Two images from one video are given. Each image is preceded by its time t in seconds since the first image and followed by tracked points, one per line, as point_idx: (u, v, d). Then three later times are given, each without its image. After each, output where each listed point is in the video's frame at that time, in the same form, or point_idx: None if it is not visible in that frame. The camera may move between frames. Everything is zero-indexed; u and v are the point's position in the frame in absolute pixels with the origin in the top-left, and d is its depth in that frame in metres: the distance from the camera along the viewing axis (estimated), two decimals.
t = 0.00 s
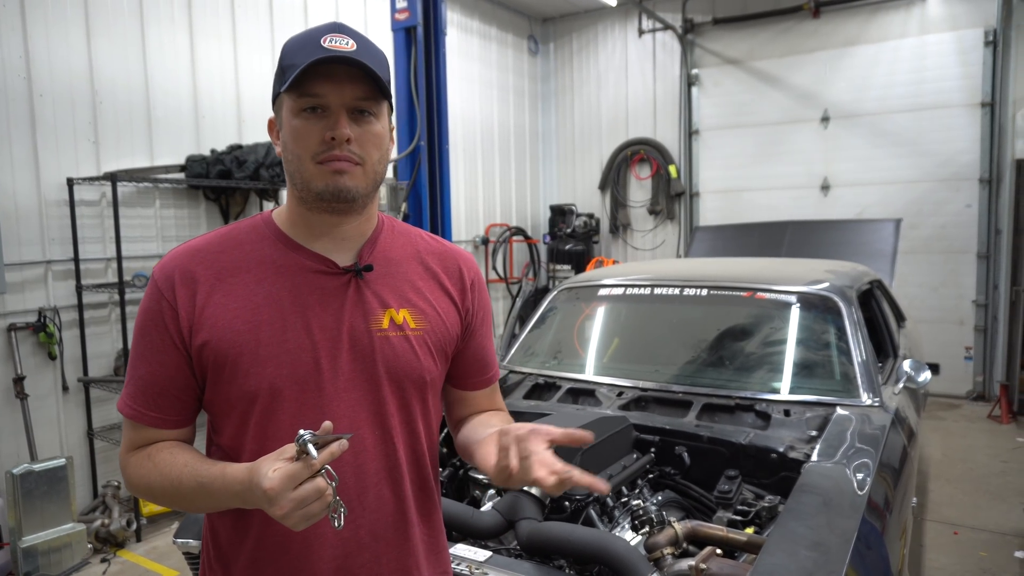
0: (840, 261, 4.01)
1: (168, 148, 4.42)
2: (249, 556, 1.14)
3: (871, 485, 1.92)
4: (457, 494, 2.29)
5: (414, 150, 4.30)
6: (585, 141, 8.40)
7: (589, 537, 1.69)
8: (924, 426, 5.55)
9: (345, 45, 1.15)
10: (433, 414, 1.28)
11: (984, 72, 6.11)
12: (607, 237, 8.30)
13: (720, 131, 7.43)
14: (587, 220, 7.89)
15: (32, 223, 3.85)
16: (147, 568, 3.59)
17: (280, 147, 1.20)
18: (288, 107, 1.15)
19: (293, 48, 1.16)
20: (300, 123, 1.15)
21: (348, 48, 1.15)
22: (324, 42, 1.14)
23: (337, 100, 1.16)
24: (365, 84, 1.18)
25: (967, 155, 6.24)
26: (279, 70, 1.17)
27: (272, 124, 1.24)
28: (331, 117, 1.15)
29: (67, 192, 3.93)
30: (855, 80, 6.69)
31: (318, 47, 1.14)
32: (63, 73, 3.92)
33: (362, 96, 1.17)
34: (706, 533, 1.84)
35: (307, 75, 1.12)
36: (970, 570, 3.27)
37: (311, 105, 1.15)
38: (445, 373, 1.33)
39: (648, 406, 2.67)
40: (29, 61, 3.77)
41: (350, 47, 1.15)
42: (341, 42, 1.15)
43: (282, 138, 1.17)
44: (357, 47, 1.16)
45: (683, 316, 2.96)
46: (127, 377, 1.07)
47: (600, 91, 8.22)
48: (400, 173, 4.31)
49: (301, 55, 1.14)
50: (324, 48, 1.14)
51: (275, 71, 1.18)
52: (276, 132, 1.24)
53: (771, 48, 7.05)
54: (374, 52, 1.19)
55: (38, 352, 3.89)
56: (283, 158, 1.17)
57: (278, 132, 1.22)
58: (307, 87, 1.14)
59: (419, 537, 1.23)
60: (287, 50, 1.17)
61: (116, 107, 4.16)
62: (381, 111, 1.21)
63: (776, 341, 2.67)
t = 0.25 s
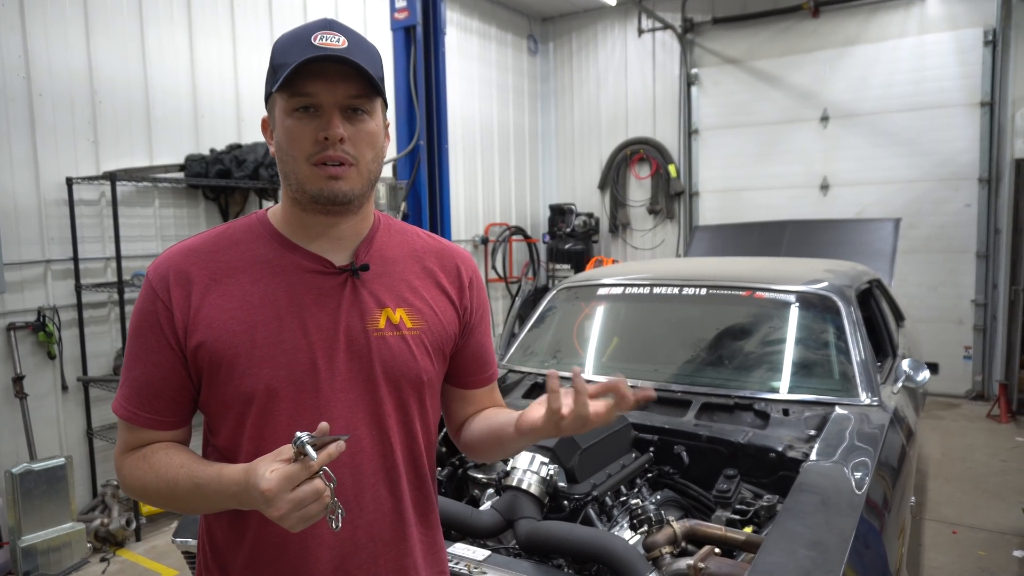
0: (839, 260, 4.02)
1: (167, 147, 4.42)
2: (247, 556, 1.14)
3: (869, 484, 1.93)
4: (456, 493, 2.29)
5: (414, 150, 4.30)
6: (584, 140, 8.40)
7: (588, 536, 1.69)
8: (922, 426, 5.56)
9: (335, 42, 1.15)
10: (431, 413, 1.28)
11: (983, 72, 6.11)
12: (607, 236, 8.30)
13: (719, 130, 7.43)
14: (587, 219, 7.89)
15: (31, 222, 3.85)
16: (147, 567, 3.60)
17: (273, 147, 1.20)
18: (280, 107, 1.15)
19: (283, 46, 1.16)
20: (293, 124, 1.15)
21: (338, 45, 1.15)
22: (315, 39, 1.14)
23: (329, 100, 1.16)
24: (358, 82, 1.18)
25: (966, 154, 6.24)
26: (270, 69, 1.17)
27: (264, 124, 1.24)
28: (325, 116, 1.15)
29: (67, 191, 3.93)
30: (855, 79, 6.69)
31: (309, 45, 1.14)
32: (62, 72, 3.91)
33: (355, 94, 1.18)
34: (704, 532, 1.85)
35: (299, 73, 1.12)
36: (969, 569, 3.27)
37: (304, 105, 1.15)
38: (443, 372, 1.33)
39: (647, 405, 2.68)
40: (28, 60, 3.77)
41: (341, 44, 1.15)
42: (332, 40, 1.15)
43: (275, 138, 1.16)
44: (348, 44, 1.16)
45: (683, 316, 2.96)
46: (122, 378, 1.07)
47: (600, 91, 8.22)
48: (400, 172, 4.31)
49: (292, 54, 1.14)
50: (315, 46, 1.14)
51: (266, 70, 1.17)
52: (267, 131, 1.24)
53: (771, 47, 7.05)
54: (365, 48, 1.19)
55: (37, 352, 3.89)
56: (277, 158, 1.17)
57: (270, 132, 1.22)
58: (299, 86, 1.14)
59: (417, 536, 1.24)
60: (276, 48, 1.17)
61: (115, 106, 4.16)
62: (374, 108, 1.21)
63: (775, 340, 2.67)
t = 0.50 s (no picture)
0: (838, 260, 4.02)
1: (167, 147, 4.42)
2: (246, 559, 1.14)
3: (868, 483, 1.93)
4: (455, 493, 2.29)
5: (414, 149, 4.30)
6: (584, 139, 8.40)
7: (586, 535, 1.70)
8: (921, 425, 5.56)
9: (339, 42, 1.15)
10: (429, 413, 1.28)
11: (982, 71, 6.11)
12: (606, 235, 8.30)
13: (719, 130, 7.43)
14: (586, 219, 7.89)
15: (30, 222, 3.85)
16: (146, 566, 3.60)
17: (273, 146, 1.20)
18: (282, 107, 1.15)
19: (284, 45, 1.15)
20: (296, 124, 1.14)
21: (342, 45, 1.15)
22: (318, 39, 1.14)
23: (332, 100, 1.16)
24: (360, 82, 1.18)
25: (965, 153, 6.24)
26: (270, 68, 1.16)
27: (262, 123, 1.24)
28: (328, 116, 1.15)
29: (66, 191, 3.93)
30: (854, 79, 6.70)
31: (312, 45, 1.14)
32: (62, 72, 3.92)
33: (358, 95, 1.18)
34: (702, 531, 1.85)
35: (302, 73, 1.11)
36: (967, 569, 3.27)
37: (307, 105, 1.15)
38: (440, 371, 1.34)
39: (645, 404, 2.68)
40: (27, 60, 3.77)
41: (345, 44, 1.15)
42: (335, 39, 1.14)
43: (276, 138, 1.16)
44: (351, 44, 1.16)
45: (682, 315, 2.96)
46: (118, 380, 1.06)
47: (599, 90, 8.22)
48: (399, 172, 4.31)
49: (294, 53, 1.14)
50: (319, 46, 1.13)
51: (266, 69, 1.17)
52: (266, 130, 1.23)
53: (770, 47, 7.05)
54: (367, 48, 1.19)
55: (37, 351, 3.89)
56: (279, 158, 1.17)
57: (269, 131, 1.22)
58: (301, 86, 1.14)
59: (416, 536, 1.24)
60: (276, 47, 1.16)
61: (114, 106, 4.16)
62: (376, 108, 1.21)
63: (774, 340, 2.68)
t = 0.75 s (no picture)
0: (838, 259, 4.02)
1: (166, 146, 4.42)
2: (244, 558, 1.14)
3: (866, 482, 1.93)
4: (453, 492, 2.29)
5: (413, 148, 4.29)
6: (584, 138, 8.40)
7: (585, 534, 1.70)
8: (921, 424, 5.56)
9: (324, 40, 1.14)
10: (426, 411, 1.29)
11: (982, 70, 6.11)
12: (606, 234, 8.31)
13: (719, 129, 7.43)
14: (586, 218, 7.89)
15: (29, 221, 3.85)
16: (146, 565, 3.60)
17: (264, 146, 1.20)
18: (270, 106, 1.15)
19: (272, 45, 1.16)
20: (284, 122, 1.15)
21: (328, 42, 1.15)
22: (304, 37, 1.14)
23: (319, 97, 1.16)
24: (348, 79, 1.18)
25: (965, 153, 6.24)
26: (259, 67, 1.17)
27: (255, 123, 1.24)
28: (315, 114, 1.15)
29: (66, 190, 3.93)
30: (854, 78, 6.69)
31: (298, 43, 1.14)
32: (61, 70, 3.92)
33: (344, 91, 1.17)
34: (701, 531, 1.85)
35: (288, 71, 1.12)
36: (966, 568, 3.28)
37: (294, 103, 1.16)
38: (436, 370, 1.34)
39: (644, 403, 2.67)
40: (26, 59, 3.76)
41: (331, 41, 1.15)
42: (321, 37, 1.14)
43: (266, 137, 1.17)
44: (338, 41, 1.15)
45: (681, 314, 2.96)
46: (114, 380, 1.06)
47: (599, 89, 8.21)
48: (399, 171, 4.30)
49: (281, 52, 1.14)
50: (304, 44, 1.13)
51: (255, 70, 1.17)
52: (258, 130, 1.24)
53: (770, 46, 7.04)
54: (355, 45, 1.19)
55: (37, 350, 3.89)
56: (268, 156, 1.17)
57: (261, 131, 1.22)
58: (288, 85, 1.14)
59: (413, 535, 1.25)
60: (265, 46, 1.17)
61: (113, 104, 4.16)
62: (365, 105, 1.21)
63: (773, 338, 2.68)
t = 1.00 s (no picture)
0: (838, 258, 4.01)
1: (166, 144, 4.42)
2: (243, 557, 1.14)
3: (865, 481, 1.93)
4: (453, 491, 2.30)
5: (413, 146, 4.29)
6: (583, 137, 8.40)
7: (584, 533, 1.70)
8: (921, 423, 5.56)
9: (318, 39, 1.14)
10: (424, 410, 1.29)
11: (982, 70, 6.10)
12: (606, 233, 8.31)
13: (718, 128, 7.43)
14: (586, 217, 7.89)
15: (29, 220, 3.85)
16: (145, 564, 3.60)
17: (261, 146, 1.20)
18: (266, 105, 1.15)
19: (265, 44, 1.16)
20: (280, 122, 1.15)
21: (321, 41, 1.14)
22: (297, 36, 1.14)
23: (315, 97, 1.16)
24: (343, 78, 1.17)
25: (965, 152, 6.24)
26: (253, 67, 1.17)
27: (251, 123, 1.24)
28: (311, 113, 1.15)
29: (65, 188, 3.93)
30: (854, 77, 6.69)
31: (291, 42, 1.13)
32: (61, 69, 3.92)
33: (338, 90, 1.17)
34: (700, 529, 1.85)
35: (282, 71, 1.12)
36: (966, 567, 3.28)
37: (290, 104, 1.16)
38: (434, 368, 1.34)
39: (644, 402, 2.67)
40: (26, 58, 3.76)
41: (324, 40, 1.14)
42: (315, 36, 1.14)
43: (262, 138, 1.17)
44: (331, 39, 1.15)
45: (680, 313, 2.96)
46: (112, 380, 1.06)
47: (599, 88, 8.21)
48: (399, 170, 4.29)
49: (275, 52, 1.14)
50: (298, 43, 1.13)
51: (250, 70, 1.17)
52: (254, 130, 1.24)
53: (770, 45, 7.04)
54: (349, 43, 1.18)
55: (36, 349, 3.89)
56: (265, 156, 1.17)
57: (257, 131, 1.22)
58: (283, 84, 1.14)
59: (412, 533, 1.25)
60: (259, 46, 1.17)
61: (112, 103, 4.16)
62: (361, 103, 1.21)
63: (772, 338, 2.68)
